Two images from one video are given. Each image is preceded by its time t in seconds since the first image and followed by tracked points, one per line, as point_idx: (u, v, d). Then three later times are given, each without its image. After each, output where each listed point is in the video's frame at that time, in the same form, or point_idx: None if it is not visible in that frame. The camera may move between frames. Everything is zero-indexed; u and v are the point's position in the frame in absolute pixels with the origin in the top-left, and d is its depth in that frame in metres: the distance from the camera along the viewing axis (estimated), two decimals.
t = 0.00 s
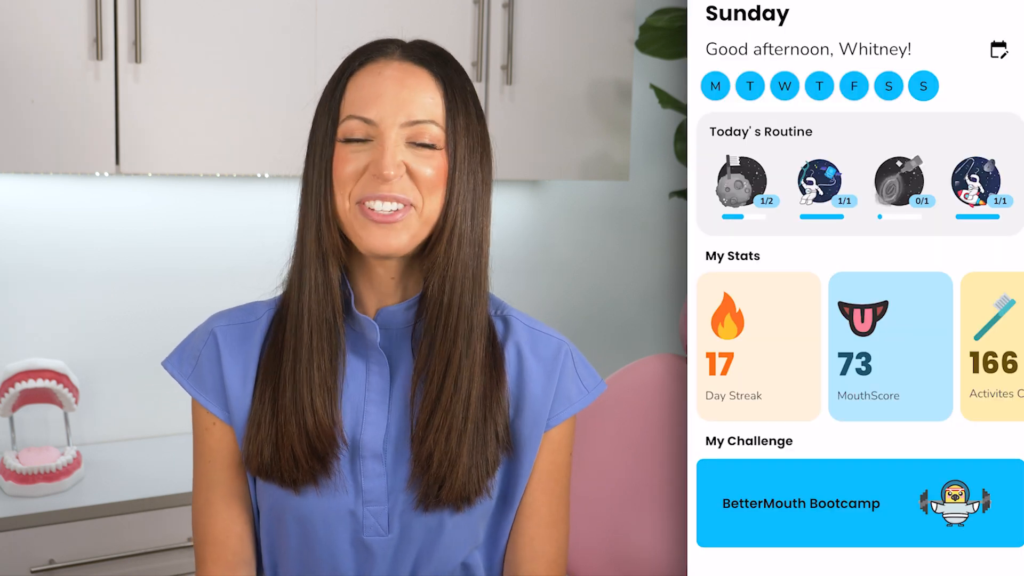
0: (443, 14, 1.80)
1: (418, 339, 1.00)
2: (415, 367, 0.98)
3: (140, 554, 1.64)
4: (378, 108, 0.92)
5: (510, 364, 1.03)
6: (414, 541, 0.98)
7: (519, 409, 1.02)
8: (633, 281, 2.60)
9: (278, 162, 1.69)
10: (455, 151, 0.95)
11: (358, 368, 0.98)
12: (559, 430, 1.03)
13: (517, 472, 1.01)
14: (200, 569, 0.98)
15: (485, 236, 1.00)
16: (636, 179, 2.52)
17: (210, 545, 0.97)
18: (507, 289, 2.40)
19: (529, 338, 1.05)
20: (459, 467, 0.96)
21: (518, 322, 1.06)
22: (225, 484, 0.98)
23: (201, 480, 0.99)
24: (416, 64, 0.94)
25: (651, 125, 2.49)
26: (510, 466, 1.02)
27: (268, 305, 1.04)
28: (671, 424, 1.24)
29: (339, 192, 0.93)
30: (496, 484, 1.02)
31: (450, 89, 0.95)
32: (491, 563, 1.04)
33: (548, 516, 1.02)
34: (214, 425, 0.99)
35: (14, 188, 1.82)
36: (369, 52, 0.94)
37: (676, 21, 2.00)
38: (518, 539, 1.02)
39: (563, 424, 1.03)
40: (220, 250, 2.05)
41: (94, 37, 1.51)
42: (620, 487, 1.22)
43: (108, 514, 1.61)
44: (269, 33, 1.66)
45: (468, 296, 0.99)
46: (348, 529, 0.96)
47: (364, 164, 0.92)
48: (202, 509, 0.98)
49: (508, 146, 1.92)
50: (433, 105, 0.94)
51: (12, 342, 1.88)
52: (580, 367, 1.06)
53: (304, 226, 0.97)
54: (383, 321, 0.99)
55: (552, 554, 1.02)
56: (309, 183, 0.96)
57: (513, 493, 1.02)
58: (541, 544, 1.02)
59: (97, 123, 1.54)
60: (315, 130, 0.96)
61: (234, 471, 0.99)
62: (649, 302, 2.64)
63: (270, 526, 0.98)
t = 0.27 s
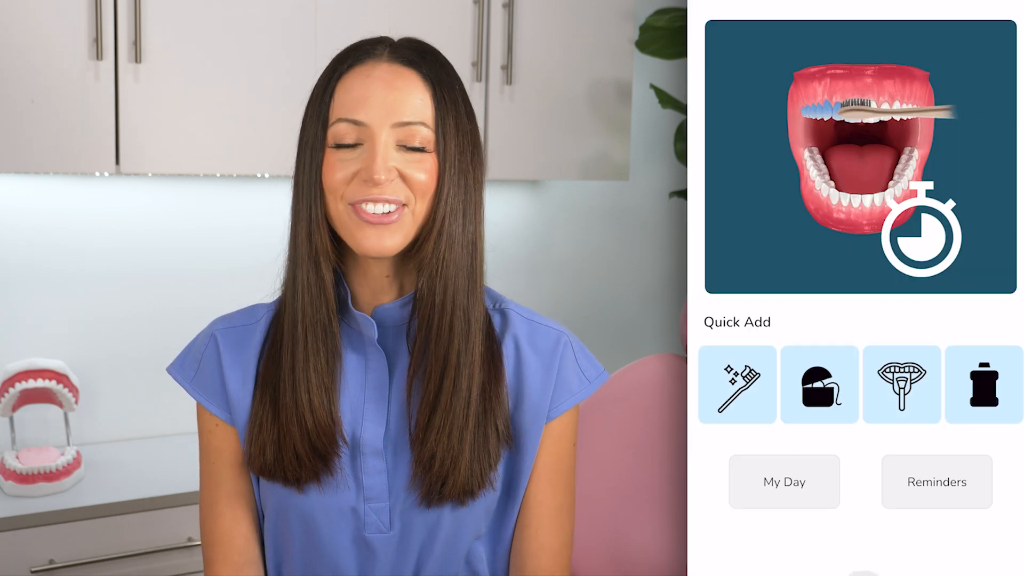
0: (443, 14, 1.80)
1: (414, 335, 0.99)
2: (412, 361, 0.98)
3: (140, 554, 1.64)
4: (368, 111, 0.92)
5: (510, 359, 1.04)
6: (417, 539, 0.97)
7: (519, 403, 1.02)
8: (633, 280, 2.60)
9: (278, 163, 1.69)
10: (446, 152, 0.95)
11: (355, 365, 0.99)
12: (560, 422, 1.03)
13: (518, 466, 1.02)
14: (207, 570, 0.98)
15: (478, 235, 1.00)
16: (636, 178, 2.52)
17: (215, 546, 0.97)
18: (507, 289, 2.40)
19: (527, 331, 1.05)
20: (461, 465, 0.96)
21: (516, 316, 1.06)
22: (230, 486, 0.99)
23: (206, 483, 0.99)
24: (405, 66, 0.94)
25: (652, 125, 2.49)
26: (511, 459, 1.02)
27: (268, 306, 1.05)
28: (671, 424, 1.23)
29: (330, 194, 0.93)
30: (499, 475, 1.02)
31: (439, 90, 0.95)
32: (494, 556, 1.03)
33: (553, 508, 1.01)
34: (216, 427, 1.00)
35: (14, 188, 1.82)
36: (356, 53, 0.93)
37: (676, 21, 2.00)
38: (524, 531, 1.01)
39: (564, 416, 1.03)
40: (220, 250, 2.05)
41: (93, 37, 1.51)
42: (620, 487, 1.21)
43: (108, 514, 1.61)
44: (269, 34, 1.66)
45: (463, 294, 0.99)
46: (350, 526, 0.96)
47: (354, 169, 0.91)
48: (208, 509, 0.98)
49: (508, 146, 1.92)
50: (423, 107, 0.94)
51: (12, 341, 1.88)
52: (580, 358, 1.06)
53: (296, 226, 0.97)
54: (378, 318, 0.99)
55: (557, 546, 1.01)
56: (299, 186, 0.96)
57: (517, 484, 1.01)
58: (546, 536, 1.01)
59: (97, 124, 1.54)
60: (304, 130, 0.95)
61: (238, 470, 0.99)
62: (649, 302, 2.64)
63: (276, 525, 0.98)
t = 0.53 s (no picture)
0: (443, 14, 1.80)
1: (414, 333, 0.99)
2: (410, 357, 0.98)
3: (140, 554, 1.64)
4: (376, 96, 0.96)
5: (498, 360, 1.03)
6: (408, 538, 0.97)
7: (508, 405, 1.03)
8: (633, 280, 2.60)
9: (278, 163, 1.69)
10: (448, 140, 0.98)
11: (349, 368, 0.97)
12: (548, 425, 1.04)
13: (510, 459, 1.02)
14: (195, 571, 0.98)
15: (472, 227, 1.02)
16: (636, 178, 2.52)
17: (203, 548, 0.97)
18: (507, 289, 2.40)
19: (515, 333, 1.05)
20: (461, 457, 0.97)
21: (504, 317, 1.06)
22: (216, 486, 0.99)
23: (194, 484, 0.99)
24: (408, 56, 0.98)
25: (651, 125, 2.49)
26: (502, 457, 1.02)
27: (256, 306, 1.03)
28: (670, 424, 1.24)
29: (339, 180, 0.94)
30: (491, 466, 1.02)
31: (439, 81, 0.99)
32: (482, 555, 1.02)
33: (536, 510, 1.02)
34: (204, 430, 0.99)
35: (14, 188, 1.82)
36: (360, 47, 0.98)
37: (676, 21, 2.00)
38: (507, 536, 1.02)
39: (552, 419, 1.04)
40: (220, 250, 2.05)
41: (93, 37, 1.51)
42: (620, 487, 1.22)
43: (108, 514, 1.61)
44: (269, 34, 1.66)
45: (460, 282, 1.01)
46: (343, 527, 0.96)
47: (364, 150, 0.94)
48: (195, 514, 0.98)
49: (509, 146, 1.92)
50: (427, 94, 0.98)
51: (13, 341, 1.88)
52: (568, 361, 1.07)
53: (293, 222, 0.96)
54: (371, 318, 0.97)
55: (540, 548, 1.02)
56: (298, 177, 0.95)
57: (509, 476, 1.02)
58: (530, 535, 1.02)
59: (97, 123, 1.54)
60: (304, 121, 0.96)
61: (226, 473, 0.99)
62: (650, 303, 2.64)
63: (265, 527, 0.98)
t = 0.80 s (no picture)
0: (443, 14, 1.80)
1: (402, 329, 0.98)
2: (399, 350, 0.98)
3: (140, 554, 1.64)
4: (369, 84, 0.94)
5: (491, 353, 1.03)
6: (403, 538, 0.98)
7: (503, 400, 1.02)
8: (633, 280, 2.60)
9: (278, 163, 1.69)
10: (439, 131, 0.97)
11: (339, 367, 0.97)
12: (547, 421, 1.02)
13: (505, 458, 1.01)
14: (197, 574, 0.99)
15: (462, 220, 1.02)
16: (636, 178, 2.52)
17: (204, 551, 0.97)
18: (507, 289, 2.40)
19: (509, 326, 1.05)
20: (450, 452, 0.97)
21: (499, 311, 1.05)
22: (216, 494, 0.98)
23: (195, 489, 0.99)
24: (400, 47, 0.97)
25: (651, 125, 2.49)
26: (497, 453, 1.02)
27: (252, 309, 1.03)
28: (670, 424, 1.23)
29: (332, 170, 0.93)
30: (487, 467, 1.02)
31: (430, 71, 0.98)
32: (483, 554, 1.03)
33: (541, 509, 1.01)
34: (203, 433, 1.00)
35: (14, 188, 1.82)
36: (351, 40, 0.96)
37: (676, 21, 2.00)
38: (510, 534, 1.01)
39: (551, 413, 1.02)
40: (220, 250, 2.05)
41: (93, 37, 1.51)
42: (620, 487, 1.22)
43: (108, 514, 1.61)
44: (269, 34, 1.66)
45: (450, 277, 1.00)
46: (337, 527, 0.96)
47: (357, 139, 0.92)
48: (198, 521, 0.99)
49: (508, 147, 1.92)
50: (418, 82, 0.96)
51: (13, 341, 1.88)
52: (566, 352, 1.05)
53: (280, 219, 0.96)
54: (363, 318, 0.98)
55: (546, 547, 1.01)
56: (288, 173, 0.94)
57: (506, 478, 1.01)
58: (533, 537, 1.01)
59: (97, 124, 1.54)
60: (294, 114, 0.95)
61: (223, 477, 0.99)
62: (650, 302, 2.64)
63: (262, 528, 0.99)
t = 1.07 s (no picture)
0: (443, 14, 1.80)
1: (398, 336, 0.98)
2: (395, 358, 0.98)
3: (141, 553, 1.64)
4: (365, 87, 0.94)
5: (488, 356, 1.03)
6: (399, 545, 0.97)
7: (499, 406, 1.02)
8: (633, 280, 2.60)
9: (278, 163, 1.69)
10: (435, 134, 0.97)
11: (336, 374, 0.98)
12: (545, 429, 1.02)
13: (504, 465, 1.01)
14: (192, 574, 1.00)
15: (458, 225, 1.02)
16: (636, 179, 2.52)
17: (199, 553, 0.98)
18: (507, 289, 2.40)
19: (508, 331, 1.05)
20: (448, 460, 0.96)
21: (496, 314, 1.06)
22: (211, 499, 0.99)
23: (190, 492, 1.00)
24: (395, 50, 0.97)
25: (651, 125, 2.49)
26: (495, 460, 1.02)
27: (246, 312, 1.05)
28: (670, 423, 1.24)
29: (327, 176, 0.92)
30: (483, 472, 1.01)
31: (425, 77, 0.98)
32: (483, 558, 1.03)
33: (542, 519, 1.01)
34: (198, 436, 1.00)
35: (14, 188, 1.82)
36: (343, 43, 0.95)
37: (676, 21, 2.00)
38: (512, 541, 1.01)
39: (549, 420, 1.02)
40: (220, 250, 2.05)
41: (94, 37, 1.51)
42: (621, 487, 1.22)
43: (108, 514, 1.61)
44: (269, 33, 1.66)
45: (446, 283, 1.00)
46: (332, 535, 0.96)
47: (354, 142, 0.92)
48: (193, 523, 0.99)
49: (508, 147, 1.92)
50: (413, 85, 0.96)
51: (13, 341, 1.88)
52: (566, 359, 1.05)
53: (271, 226, 0.96)
54: (358, 322, 0.97)
55: (546, 555, 1.00)
56: (278, 180, 0.95)
57: (505, 484, 1.01)
58: (536, 546, 1.00)
59: (97, 124, 1.54)
60: (285, 121, 0.95)
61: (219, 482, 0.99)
62: (650, 302, 2.64)
63: (258, 534, 0.99)
